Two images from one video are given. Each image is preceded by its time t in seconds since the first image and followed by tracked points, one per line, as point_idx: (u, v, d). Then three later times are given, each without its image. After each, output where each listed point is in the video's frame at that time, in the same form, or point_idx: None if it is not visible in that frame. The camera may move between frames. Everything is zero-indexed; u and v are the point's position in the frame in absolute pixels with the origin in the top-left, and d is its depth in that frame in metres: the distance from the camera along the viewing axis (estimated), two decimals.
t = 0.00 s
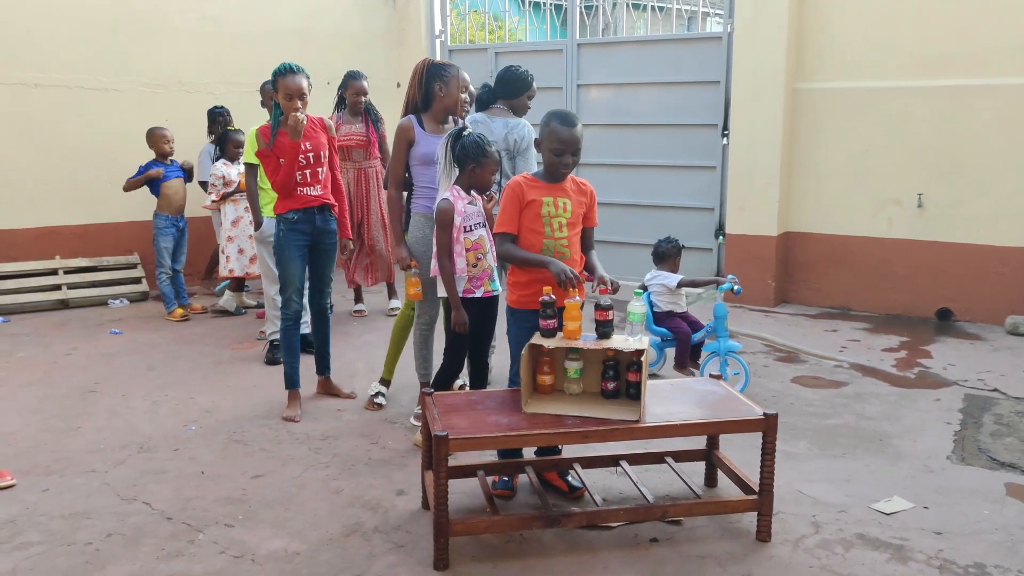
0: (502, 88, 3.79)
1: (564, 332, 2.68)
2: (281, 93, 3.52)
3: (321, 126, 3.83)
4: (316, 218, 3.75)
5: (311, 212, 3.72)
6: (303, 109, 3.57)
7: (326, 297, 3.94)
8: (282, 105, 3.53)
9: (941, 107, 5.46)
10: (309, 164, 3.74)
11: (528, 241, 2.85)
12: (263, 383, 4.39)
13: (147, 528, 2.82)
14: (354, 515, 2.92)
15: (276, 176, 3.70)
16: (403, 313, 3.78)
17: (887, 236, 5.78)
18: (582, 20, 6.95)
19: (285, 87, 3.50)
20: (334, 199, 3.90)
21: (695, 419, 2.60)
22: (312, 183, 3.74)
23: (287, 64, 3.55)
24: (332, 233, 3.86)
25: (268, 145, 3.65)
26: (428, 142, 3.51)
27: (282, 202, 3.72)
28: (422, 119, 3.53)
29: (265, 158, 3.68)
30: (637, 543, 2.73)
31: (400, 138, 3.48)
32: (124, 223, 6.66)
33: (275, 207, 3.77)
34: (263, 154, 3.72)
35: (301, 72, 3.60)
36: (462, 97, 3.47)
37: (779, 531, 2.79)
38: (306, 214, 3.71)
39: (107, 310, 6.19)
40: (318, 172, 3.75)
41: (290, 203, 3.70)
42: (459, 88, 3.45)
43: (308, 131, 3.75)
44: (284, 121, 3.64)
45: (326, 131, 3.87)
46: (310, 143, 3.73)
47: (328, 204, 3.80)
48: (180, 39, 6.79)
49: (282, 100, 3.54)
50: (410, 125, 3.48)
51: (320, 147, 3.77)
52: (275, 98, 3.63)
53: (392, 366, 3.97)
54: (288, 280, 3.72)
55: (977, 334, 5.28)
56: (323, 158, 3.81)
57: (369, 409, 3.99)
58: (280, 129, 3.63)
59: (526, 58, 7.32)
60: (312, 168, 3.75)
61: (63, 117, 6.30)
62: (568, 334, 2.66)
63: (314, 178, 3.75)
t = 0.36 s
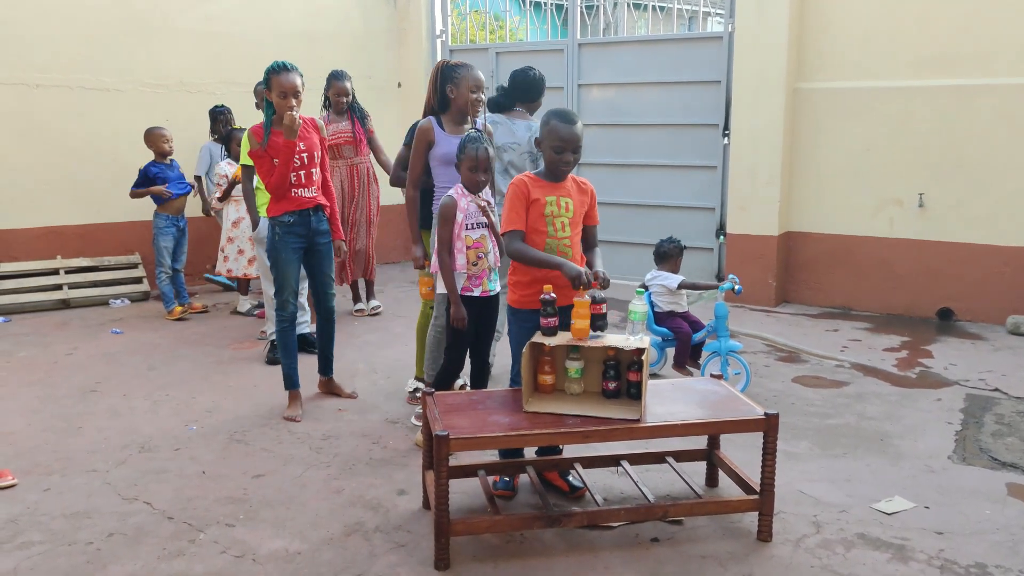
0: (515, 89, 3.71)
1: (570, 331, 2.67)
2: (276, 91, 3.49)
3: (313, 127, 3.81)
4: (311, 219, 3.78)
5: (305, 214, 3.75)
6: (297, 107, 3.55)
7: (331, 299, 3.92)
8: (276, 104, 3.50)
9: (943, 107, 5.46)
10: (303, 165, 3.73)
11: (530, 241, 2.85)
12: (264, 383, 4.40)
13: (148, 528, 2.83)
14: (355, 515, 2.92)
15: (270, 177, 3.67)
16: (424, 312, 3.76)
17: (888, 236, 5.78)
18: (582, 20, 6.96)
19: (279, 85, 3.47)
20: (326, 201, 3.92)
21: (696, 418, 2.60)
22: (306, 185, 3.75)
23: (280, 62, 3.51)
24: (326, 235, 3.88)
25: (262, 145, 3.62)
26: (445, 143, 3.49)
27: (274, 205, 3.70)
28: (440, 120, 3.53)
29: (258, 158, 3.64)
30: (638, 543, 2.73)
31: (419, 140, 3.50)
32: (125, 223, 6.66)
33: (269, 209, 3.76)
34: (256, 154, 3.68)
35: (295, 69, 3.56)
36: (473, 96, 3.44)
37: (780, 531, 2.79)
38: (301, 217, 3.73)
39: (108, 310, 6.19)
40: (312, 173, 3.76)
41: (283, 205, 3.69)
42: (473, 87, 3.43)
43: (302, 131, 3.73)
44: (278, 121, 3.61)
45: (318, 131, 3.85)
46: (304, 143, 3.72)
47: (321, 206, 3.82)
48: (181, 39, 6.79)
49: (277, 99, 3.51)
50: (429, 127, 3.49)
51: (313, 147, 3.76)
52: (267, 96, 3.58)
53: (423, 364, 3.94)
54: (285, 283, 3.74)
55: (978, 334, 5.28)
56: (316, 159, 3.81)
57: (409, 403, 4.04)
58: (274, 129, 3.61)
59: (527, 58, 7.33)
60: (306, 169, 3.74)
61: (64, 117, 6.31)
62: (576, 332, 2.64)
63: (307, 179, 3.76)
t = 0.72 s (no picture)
0: (510, 91, 4.08)
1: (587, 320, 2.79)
2: (282, 92, 3.50)
3: (317, 126, 3.80)
4: (316, 219, 3.78)
5: (310, 213, 3.75)
6: (304, 107, 3.56)
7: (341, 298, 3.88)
8: (282, 105, 3.51)
9: (942, 107, 5.46)
10: (307, 165, 3.72)
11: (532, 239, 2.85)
12: (263, 383, 4.40)
13: (147, 527, 2.83)
14: (355, 514, 2.92)
15: (275, 177, 3.67)
16: (421, 312, 3.75)
17: (887, 235, 5.78)
18: (582, 20, 6.96)
19: (285, 85, 3.48)
20: (331, 199, 3.92)
21: (696, 418, 2.60)
22: (310, 184, 3.74)
23: (286, 62, 3.53)
24: (330, 234, 3.88)
25: (267, 144, 3.61)
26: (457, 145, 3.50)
27: (280, 204, 3.70)
28: (451, 123, 3.52)
29: (263, 158, 3.63)
30: (637, 543, 2.73)
31: (430, 143, 3.50)
32: (124, 222, 6.66)
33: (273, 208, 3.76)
34: (260, 153, 3.66)
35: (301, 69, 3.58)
36: (474, 96, 3.38)
37: (780, 531, 2.79)
38: (305, 216, 3.73)
39: (107, 309, 6.19)
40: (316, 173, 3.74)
41: (289, 205, 3.69)
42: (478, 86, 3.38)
43: (307, 130, 3.72)
44: (283, 121, 3.60)
45: (321, 130, 3.84)
46: (308, 143, 3.71)
47: (325, 205, 3.82)
48: (181, 38, 6.78)
49: (283, 99, 3.52)
50: (440, 128, 3.48)
51: (318, 147, 3.75)
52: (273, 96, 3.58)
53: (422, 363, 3.94)
54: (288, 283, 3.74)
55: (978, 334, 5.28)
56: (321, 158, 3.79)
57: (409, 403, 4.05)
58: (279, 129, 3.59)
59: (526, 58, 7.33)
60: (310, 169, 3.73)
61: (64, 117, 6.31)
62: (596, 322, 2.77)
63: (312, 179, 3.76)
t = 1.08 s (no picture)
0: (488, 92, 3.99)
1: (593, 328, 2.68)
2: (298, 90, 3.50)
3: (333, 124, 3.81)
4: (334, 216, 3.77)
5: (328, 210, 3.74)
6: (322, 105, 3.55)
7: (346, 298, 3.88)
8: (299, 103, 3.50)
9: (941, 106, 5.46)
10: (325, 162, 3.70)
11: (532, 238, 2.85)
12: (260, 382, 4.39)
13: (145, 527, 2.82)
14: (353, 514, 2.92)
15: (293, 175, 3.63)
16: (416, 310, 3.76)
17: (885, 234, 5.78)
18: (580, 19, 6.95)
19: (302, 83, 3.48)
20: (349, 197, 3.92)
21: (694, 417, 2.60)
22: (329, 181, 3.73)
23: (302, 61, 3.53)
24: (348, 232, 3.87)
25: (285, 142, 3.57)
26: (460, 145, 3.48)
27: (300, 201, 3.70)
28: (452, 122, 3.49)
29: (281, 156, 3.59)
30: (634, 542, 2.73)
31: (431, 143, 3.50)
32: (122, 221, 6.65)
33: (292, 206, 3.75)
34: (278, 150, 3.62)
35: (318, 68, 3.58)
36: (477, 93, 3.32)
37: (777, 530, 2.79)
38: (323, 214, 3.72)
39: (105, 308, 6.18)
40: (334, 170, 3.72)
41: (309, 202, 3.69)
42: (478, 84, 3.32)
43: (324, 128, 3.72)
44: (301, 119, 3.58)
45: (338, 128, 3.84)
46: (326, 140, 3.70)
47: (343, 203, 3.81)
48: (178, 36, 6.77)
49: (300, 98, 3.51)
50: (441, 128, 3.47)
51: (335, 144, 3.75)
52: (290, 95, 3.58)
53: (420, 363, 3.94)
54: (302, 281, 3.74)
55: (975, 333, 5.29)
56: (339, 155, 3.78)
57: (407, 402, 4.05)
58: (297, 126, 3.57)
59: (524, 57, 7.32)
60: (329, 166, 3.72)
61: (62, 116, 6.30)
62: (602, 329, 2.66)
63: (330, 176, 3.74)
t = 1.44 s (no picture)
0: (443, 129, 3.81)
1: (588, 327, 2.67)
2: (311, 91, 3.53)
3: (348, 124, 3.87)
4: (347, 213, 3.77)
5: (341, 207, 3.75)
6: (334, 105, 3.59)
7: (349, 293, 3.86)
8: (312, 103, 3.54)
9: (938, 105, 5.47)
10: (339, 160, 3.75)
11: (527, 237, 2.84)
12: (257, 381, 4.39)
13: (141, 526, 2.82)
14: (350, 513, 2.91)
15: (307, 173, 3.70)
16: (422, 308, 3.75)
17: (881, 233, 5.79)
18: (576, 17, 6.95)
19: (315, 84, 3.50)
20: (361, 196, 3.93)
21: (691, 415, 2.60)
22: (342, 179, 3.75)
23: (315, 62, 3.55)
24: (360, 229, 3.87)
25: (300, 141, 3.66)
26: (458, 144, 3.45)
27: (313, 199, 3.72)
28: (449, 120, 3.48)
29: (296, 154, 3.68)
30: (631, 540, 2.73)
31: (427, 141, 3.46)
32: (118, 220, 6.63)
33: (305, 204, 3.77)
34: (294, 150, 3.71)
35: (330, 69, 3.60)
36: (490, 97, 3.44)
37: (774, 528, 2.79)
38: (337, 210, 3.73)
39: (101, 307, 6.17)
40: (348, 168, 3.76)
41: (322, 200, 3.71)
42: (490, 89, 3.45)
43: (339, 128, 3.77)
44: (315, 118, 3.65)
45: (352, 128, 3.90)
46: (340, 139, 3.76)
47: (357, 200, 3.83)
48: (174, 35, 6.75)
49: (312, 98, 3.55)
50: (438, 126, 3.44)
51: (349, 143, 3.80)
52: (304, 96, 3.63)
53: (420, 362, 3.94)
54: (313, 278, 3.71)
55: (971, 331, 5.30)
56: (352, 154, 3.83)
57: (403, 400, 4.04)
58: (311, 126, 3.65)
59: (521, 55, 7.32)
60: (342, 164, 3.76)
61: (57, 114, 6.28)
62: (596, 329, 2.65)
63: (343, 173, 3.77)
